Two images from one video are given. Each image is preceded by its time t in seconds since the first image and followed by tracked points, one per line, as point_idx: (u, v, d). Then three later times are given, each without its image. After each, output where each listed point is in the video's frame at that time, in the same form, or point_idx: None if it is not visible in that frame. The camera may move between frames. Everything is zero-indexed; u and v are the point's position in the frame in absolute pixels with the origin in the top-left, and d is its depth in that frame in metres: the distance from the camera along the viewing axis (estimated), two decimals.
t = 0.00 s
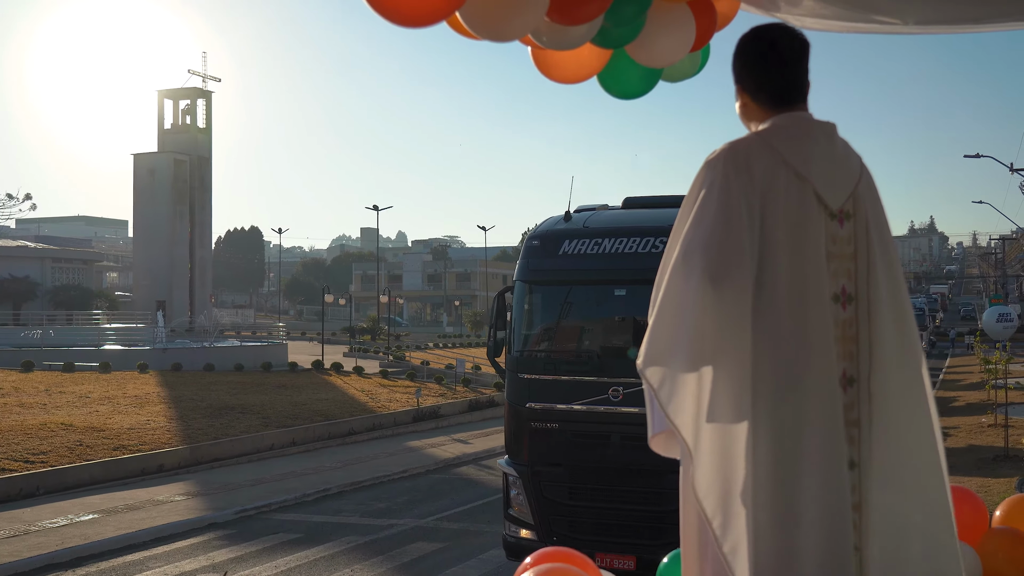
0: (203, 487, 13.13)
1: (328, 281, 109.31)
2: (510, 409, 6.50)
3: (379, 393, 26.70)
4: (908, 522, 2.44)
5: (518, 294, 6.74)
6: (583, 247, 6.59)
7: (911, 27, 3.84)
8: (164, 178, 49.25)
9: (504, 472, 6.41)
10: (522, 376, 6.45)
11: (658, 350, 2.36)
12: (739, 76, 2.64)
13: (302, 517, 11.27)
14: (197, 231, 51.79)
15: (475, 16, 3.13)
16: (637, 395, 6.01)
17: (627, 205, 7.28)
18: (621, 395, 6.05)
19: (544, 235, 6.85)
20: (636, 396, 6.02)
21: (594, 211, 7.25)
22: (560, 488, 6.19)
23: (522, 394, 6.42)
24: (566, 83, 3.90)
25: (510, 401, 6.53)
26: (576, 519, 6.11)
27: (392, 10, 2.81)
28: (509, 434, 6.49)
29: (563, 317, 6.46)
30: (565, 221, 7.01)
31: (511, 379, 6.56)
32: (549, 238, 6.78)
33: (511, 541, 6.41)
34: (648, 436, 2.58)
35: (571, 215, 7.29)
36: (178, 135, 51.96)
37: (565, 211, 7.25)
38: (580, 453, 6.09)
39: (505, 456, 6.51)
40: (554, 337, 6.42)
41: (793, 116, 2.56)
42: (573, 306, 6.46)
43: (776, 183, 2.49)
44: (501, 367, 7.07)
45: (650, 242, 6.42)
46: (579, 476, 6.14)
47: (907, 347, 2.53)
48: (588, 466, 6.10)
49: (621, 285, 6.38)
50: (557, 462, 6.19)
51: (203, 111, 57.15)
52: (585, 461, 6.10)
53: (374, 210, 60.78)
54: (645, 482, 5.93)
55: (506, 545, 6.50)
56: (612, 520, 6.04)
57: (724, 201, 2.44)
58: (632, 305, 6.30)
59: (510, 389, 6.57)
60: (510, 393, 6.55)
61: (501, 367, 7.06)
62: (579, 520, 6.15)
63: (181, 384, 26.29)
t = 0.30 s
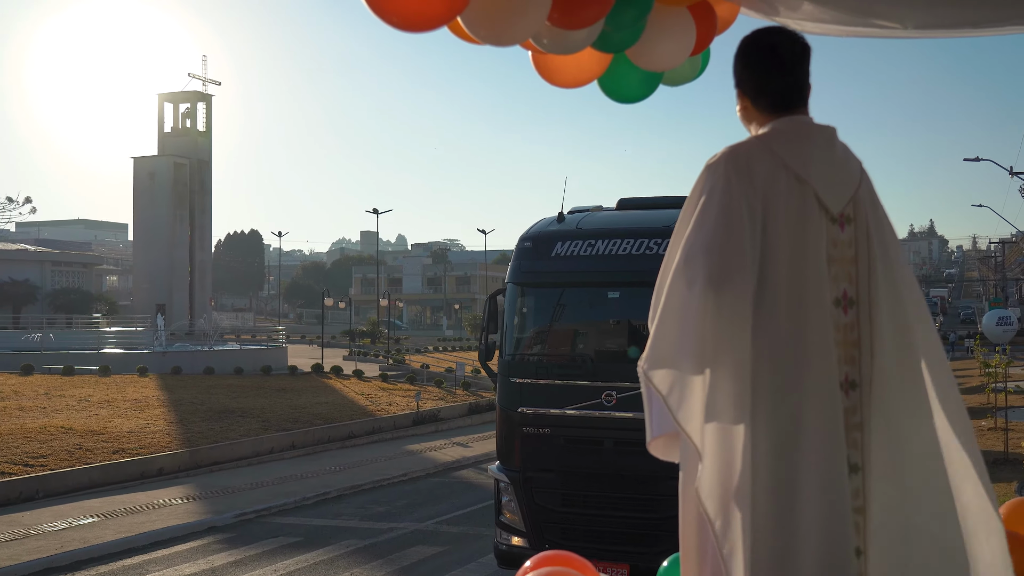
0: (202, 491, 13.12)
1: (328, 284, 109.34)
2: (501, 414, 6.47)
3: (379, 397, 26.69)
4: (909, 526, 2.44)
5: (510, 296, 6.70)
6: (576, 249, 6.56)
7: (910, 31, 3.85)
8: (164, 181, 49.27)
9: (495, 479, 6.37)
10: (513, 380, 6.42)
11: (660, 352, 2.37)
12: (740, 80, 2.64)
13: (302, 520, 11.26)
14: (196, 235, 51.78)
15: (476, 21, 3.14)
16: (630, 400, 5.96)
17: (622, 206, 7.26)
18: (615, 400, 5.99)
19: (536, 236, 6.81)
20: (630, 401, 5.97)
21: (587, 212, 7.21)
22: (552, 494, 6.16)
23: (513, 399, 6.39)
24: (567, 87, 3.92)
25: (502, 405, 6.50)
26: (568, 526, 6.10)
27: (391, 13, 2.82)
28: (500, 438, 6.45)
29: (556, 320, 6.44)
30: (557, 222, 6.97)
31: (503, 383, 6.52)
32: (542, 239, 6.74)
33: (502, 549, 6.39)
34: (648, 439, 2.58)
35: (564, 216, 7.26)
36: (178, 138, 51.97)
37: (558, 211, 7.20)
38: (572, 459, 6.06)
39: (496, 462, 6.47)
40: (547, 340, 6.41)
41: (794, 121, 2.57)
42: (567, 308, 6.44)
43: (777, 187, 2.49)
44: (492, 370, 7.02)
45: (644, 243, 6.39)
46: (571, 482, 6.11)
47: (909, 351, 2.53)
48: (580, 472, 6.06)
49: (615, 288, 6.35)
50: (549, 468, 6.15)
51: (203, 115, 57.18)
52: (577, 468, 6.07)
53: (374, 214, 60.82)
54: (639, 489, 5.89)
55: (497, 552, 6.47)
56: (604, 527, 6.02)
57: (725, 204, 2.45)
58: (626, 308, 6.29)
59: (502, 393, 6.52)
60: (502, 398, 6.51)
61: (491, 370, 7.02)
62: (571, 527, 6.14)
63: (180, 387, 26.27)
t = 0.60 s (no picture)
0: (198, 493, 13.08)
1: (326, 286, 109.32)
2: (490, 418, 6.34)
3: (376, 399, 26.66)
4: (911, 528, 2.44)
5: (499, 298, 6.61)
6: (565, 249, 6.46)
7: (905, 34, 3.85)
8: (161, 183, 49.23)
9: (483, 483, 6.23)
10: (502, 383, 6.29)
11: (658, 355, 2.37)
12: (734, 82, 2.64)
13: (298, 523, 11.24)
14: (194, 237, 51.73)
15: (473, 23, 3.15)
16: (620, 403, 5.84)
17: (613, 206, 7.18)
18: (605, 403, 5.87)
19: (526, 237, 6.72)
20: (620, 404, 5.84)
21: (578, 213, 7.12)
22: (542, 499, 6.00)
23: (503, 402, 6.25)
24: (564, 90, 3.93)
25: (491, 409, 6.36)
26: (558, 532, 5.93)
27: (385, 13, 2.81)
28: (490, 441, 6.32)
29: (546, 322, 6.32)
30: (547, 223, 6.88)
31: (492, 386, 6.40)
32: (531, 241, 6.65)
33: (491, 555, 6.22)
34: (645, 440, 2.57)
35: (555, 216, 7.17)
36: (176, 140, 51.92)
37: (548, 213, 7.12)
38: (562, 462, 5.91)
39: (485, 467, 6.33)
40: (536, 343, 6.27)
41: (791, 123, 2.57)
42: (558, 309, 6.32)
43: (776, 190, 2.50)
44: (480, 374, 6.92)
45: (635, 243, 6.27)
46: (561, 487, 5.96)
47: (909, 354, 2.53)
48: (570, 477, 5.91)
49: (605, 289, 6.23)
50: (538, 472, 6.01)
51: (200, 117, 57.19)
52: (567, 472, 5.92)
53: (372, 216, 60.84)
54: (630, 494, 5.72)
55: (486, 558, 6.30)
56: (595, 533, 5.85)
57: (724, 206, 2.45)
58: (617, 310, 6.15)
59: (491, 397, 6.42)
60: (491, 401, 6.40)
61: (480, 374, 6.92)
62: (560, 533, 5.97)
63: (177, 389, 26.24)
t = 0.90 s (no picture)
0: (196, 494, 13.08)
1: (323, 287, 109.31)
2: (479, 419, 6.21)
3: (373, 399, 26.67)
4: (914, 526, 2.46)
5: (488, 298, 6.53)
6: (556, 248, 6.41)
7: (902, 35, 3.88)
8: (158, 184, 49.23)
9: (473, 487, 6.13)
10: (491, 385, 6.18)
11: (655, 357, 2.39)
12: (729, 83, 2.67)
13: (295, 523, 11.24)
14: (191, 237, 51.71)
15: (470, 23, 3.16)
16: (612, 405, 5.73)
17: (604, 205, 7.16)
18: (595, 404, 5.76)
19: (517, 235, 6.66)
20: (611, 405, 5.73)
21: (569, 212, 7.07)
22: (531, 502, 5.89)
23: (491, 403, 6.13)
24: (561, 89, 3.96)
25: (480, 411, 6.23)
26: (548, 536, 5.83)
27: (382, 12, 2.83)
28: (479, 444, 6.20)
29: (536, 321, 6.20)
30: (538, 221, 6.83)
31: (481, 388, 6.27)
32: (521, 239, 6.59)
33: (480, 559, 6.17)
34: (643, 442, 2.59)
35: (545, 213, 7.11)
36: (173, 140, 51.89)
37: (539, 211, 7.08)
38: (552, 465, 5.80)
39: (474, 470, 6.22)
40: (526, 343, 6.16)
41: (786, 124, 2.59)
42: (549, 308, 6.20)
43: (772, 191, 2.52)
44: (469, 375, 6.83)
45: (626, 242, 6.22)
46: (551, 489, 5.85)
47: (908, 352, 2.55)
48: (559, 479, 5.81)
49: (596, 288, 6.14)
50: (528, 474, 5.89)
51: (197, 117, 57.19)
52: (557, 474, 5.82)
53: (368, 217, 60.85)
54: (620, 497, 5.62)
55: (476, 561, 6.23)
56: (585, 537, 5.74)
57: (720, 207, 2.47)
58: (607, 309, 6.05)
59: (479, 398, 6.29)
60: (479, 403, 6.27)
61: (469, 375, 6.83)
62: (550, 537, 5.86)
63: (174, 390, 26.25)
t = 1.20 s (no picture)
0: (195, 494, 13.08)
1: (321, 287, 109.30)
2: (469, 421, 6.20)
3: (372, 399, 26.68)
4: (916, 526, 2.46)
5: (478, 297, 6.48)
6: (547, 246, 6.35)
7: (900, 35, 3.89)
8: (156, 184, 49.20)
9: (462, 490, 6.09)
10: (481, 385, 6.17)
11: (654, 358, 2.40)
12: (727, 83, 2.67)
13: (294, 523, 11.25)
14: (190, 238, 51.70)
15: (469, 23, 3.18)
16: (603, 406, 5.71)
17: (597, 203, 7.14)
18: (588, 405, 5.74)
19: (506, 233, 6.59)
20: (603, 406, 5.71)
21: (560, 209, 7.02)
22: (522, 505, 5.87)
23: (481, 404, 6.13)
24: (561, 90, 3.97)
25: (470, 412, 6.22)
26: (539, 540, 5.80)
27: (382, 12, 2.83)
28: (468, 447, 6.18)
29: (527, 322, 6.18)
30: (529, 219, 6.77)
31: (471, 389, 6.26)
32: (511, 236, 6.54)
33: (471, 563, 6.12)
34: (641, 443, 2.60)
35: (535, 210, 7.04)
36: (172, 140, 51.86)
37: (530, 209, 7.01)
38: (543, 467, 5.79)
39: (464, 473, 6.20)
40: (517, 343, 6.13)
41: (782, 124, 2.60)
42: (541, 308, 6.18)
43: (769, 192, 2.52)
44: (460, 375, 6.81)
45: (618, 240, 6.19)
46: (541, 492, 5.83)
47: (907, 352, 2.55)
48: (551, 482, 5.79)
49: (587, 287, 6.13)
50: (518, 477, 5.88)
51: (195, 117, 57.17)
52: (549, 477, 5.80)
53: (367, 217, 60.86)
54: (613, 500, 5.61)
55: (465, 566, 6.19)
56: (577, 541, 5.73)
57: (717, 209, 2.48)
58: (598, 308, 6.03)
59: (469, 399, 6.27)
60: (469, 404, 6.25)
61: (459, 375, 6.81)
62: (541, 542, 5.84)
63: (173, 390, 26.24)
